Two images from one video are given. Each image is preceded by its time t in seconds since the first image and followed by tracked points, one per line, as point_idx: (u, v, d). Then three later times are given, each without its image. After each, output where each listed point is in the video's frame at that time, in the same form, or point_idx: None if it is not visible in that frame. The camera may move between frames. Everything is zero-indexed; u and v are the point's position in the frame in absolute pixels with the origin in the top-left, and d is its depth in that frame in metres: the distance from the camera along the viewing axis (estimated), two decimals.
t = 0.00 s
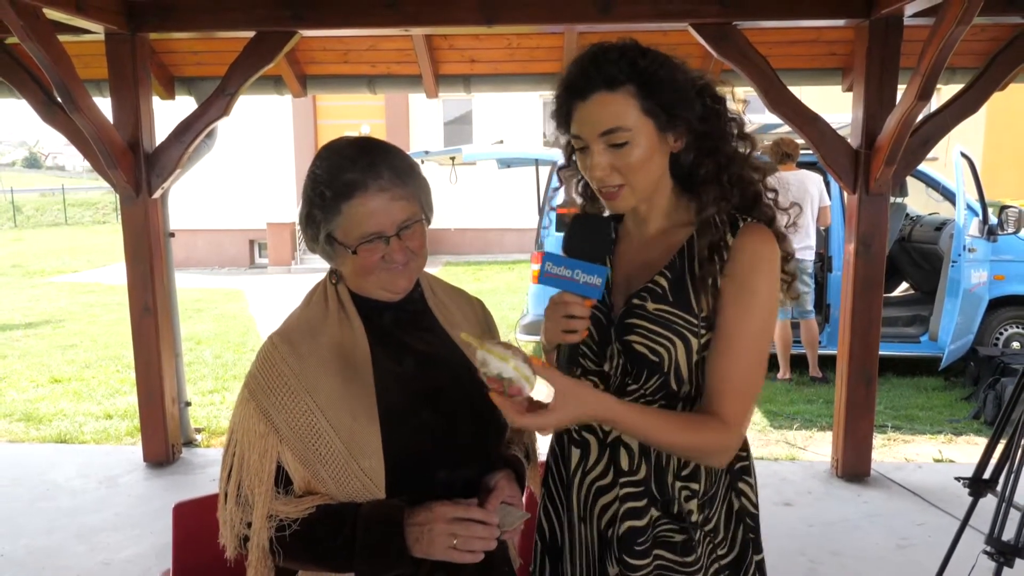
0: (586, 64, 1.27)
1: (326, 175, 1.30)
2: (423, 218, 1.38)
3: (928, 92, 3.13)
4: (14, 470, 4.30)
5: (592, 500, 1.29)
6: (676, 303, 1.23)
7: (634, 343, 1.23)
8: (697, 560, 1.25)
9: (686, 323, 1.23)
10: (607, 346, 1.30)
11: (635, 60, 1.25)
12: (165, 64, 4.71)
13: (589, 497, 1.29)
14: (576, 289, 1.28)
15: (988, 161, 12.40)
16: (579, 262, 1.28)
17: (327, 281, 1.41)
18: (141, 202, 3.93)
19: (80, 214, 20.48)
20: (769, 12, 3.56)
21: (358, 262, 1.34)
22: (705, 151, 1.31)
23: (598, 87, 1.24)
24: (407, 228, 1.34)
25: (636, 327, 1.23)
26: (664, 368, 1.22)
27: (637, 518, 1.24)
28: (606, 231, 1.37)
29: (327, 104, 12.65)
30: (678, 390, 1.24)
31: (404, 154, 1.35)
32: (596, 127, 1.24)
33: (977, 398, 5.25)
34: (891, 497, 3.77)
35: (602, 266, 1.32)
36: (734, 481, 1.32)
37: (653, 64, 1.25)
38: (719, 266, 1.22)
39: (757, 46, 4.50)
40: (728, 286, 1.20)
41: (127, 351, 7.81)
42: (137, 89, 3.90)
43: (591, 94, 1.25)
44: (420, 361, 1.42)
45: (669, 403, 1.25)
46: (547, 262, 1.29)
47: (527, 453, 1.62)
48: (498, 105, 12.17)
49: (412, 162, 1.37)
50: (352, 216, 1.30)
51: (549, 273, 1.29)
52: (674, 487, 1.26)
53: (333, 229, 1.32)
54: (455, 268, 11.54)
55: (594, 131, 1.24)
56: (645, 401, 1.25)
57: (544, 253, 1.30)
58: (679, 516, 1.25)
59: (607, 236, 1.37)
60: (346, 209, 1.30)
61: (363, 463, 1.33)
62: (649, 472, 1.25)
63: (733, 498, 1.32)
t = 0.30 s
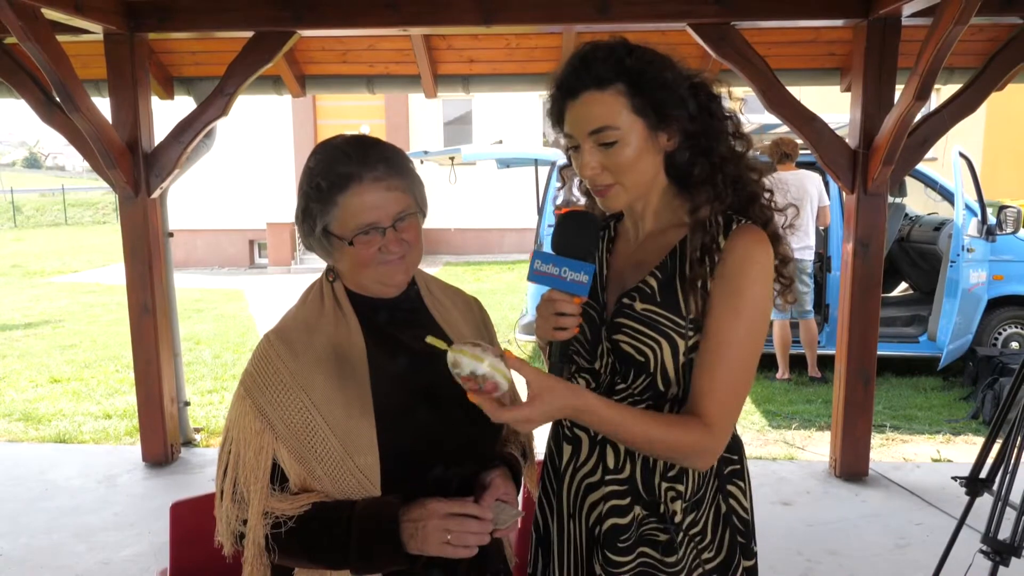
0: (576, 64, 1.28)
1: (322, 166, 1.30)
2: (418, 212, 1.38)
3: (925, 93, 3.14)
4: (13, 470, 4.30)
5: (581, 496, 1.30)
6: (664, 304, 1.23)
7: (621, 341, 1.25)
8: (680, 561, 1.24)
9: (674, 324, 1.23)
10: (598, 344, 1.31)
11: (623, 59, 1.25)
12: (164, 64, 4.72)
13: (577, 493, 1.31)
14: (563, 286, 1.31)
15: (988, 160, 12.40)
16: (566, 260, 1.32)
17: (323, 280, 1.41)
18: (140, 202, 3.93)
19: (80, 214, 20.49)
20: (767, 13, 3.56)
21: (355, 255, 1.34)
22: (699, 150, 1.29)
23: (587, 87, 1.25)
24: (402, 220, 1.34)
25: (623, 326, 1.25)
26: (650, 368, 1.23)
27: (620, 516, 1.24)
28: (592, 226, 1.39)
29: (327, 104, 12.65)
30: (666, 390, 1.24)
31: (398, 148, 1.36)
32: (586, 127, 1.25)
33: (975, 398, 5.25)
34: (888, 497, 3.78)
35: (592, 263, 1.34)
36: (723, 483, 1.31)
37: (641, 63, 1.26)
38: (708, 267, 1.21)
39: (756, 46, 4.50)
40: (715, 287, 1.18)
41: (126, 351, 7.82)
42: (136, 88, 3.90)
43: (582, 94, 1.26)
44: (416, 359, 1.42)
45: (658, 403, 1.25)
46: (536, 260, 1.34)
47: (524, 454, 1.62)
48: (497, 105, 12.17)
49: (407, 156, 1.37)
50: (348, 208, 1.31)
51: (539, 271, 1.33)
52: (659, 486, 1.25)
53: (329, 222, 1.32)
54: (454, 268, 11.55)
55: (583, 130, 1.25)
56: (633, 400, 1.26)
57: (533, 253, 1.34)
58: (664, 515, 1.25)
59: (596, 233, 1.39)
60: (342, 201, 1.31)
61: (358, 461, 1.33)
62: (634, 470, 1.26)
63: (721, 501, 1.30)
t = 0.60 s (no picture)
0: (579, 61, 1.27)
1: (322, 164, 1.30)
2: (418, 209, 1.38)
3: (925, 92, 3.14)
4: (13, 470, 4.30)
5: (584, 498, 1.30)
6: (668, 307, 1.23)
7: (626, 345, 1.24)
8: (683, 561, 1.24)
9: (679, 327, 1.22)
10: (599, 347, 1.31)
11: (628, 58, 1.25)
12: (164, 64, 4.71)
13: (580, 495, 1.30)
14: (564, 292, 1.32)
15: (988, 160, 12.41)
16: (565, 265, 1.33)
17: (325, 278, 1.42)
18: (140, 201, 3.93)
19: (80, 214, 20.50)
20: (767, 13, 3.56)
21: (355, 252, 1.34)
22: (699, 152, 1.30)
23: (590, 84, 1.25)
24: (402, 217, 1.34)
25: (627, 330, 1.24)
26: (655, 370, 1.22)
27: (624, 517, 1.24)
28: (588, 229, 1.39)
29: (327, 104, 12.65)
30: (669, 392, 1.22)
31: (398, 147, 1.36)
32: (587, 126, 1.25)
33: (976, 398, 5.25)
34: (889, 497, 3.78)
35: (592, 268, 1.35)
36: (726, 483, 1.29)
37: (646, 62, 1.25)
38: (713, 271, 1.20)
39: (756, 45, 4.50)
40: (728, 292, 1.18)
41: (126, 351, 7.82)
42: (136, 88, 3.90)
43: (583, 92, 1.25)
44: (417, 358, 1.42)
45: (662, 406, 1.23)
46: (535, 266, 1.35)
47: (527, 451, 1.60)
48: (498, 105, 12.17)
49: (407, 153, 1.37)
50: (348, 205, 1.31)
51: (537, 277, 1.35)
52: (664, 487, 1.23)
53: (329, 220, 1.32)
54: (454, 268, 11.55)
55: (584, 129, 1.25)
56: (635, 403, 1.25)
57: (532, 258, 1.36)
58: (669, 516, 1.24)
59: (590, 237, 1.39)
60: (342, 198, 1.31)
61: (359, 459, 1.33)
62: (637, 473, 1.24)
63: (725, 500, 1.29)
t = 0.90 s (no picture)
0: (587, 63, 1.25)
1: (331, 165, 1.30)
2: (425, 213, 1.38)
3: (927, 93, 3.13)
4: (12, 470, 4.29)
5: (589, 502, 1.27)
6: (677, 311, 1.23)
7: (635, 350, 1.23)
8: (690, 560, 1.23)
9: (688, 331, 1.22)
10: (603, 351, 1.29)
11: (639, 62, 1.24)
12: (164, 63, 4.71)
13: (585, 499, 1.28)
14: (572, 298, 1.28)
15: (988, 161, 12.41)
16: (572, 270, 1.28)
17: (328, 280, 1.41)
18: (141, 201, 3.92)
19: (80, 214, 20.50)
20: (768, 12, 3.55)
21: (361, 255, 1.33)
22: (705, 156, 1.30)
23: (599, 88, 1.23)
24: (409, 221, 1.34)
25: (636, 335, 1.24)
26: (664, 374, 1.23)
27: (632, 521, 1.22)
28: (593, 230, 1.38)
29: (327, 104, 12.65)
30: (676, 394, 1.24)
31: (405, 149, 1.36)
32: (596, 131, 1.23)
33: (976, 398, 5.25)
34: (889, 497, 3.77)
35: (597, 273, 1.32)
36: (734, 482, 1.28)
37: (658, 67, 1.25)
38: (720, 275, 1.20)
39: (756, 45, 4.50)
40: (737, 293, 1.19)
41: (126, 351, 7.81)
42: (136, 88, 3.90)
43: (592, 95, 1.23)
44: (421, 359, 1.41)
45: (668, 408, 1.25)
46: (540, 271, 1.29)
47: (528, 452, 1.62)
48: (498, 105, 12.18)
49: (414, 156, 1.37)
50: (356, 208, 1.30)
51: (542, 283, 1.29)
52: (671, 487, 1.23)
53: (336, 222, 1.32)
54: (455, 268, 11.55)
55: (593, 134, 1.23)
56: (643, 406, 1.25)
57: (537, 262, 1.29)
58: (677, 517, 1.23)
59: (597, 240, 1.37)
60: (350, 201, 1.30)
61: (362, 460, 1.33)
62: (646, 475, 1.23)
63: (733, 499, 1.28)
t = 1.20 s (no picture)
0: (590, 64, 1.25)
1: (332, 165, 1.30)
2: (425, 212, 1.37)
3: (927, 93, 3.13)
4: (12, 470, 4.29)
5: (593, 505, 1.26)
6: (683, 313, 1.23)
7: (640, 353, 1.23)
8: (695, 562, 1.23)
9: (695, 334, 1.22)
10: (607, 353, 1.27)
11: (644, 64, 1.24)
12: (164, 63, 4.71)
13: (589, 501, 1.27)
14: (576, 301, 1.27)
15: (988, 161, 12.40)
16: (576, 273, 1.28)
17: (328, 280, 1.41)
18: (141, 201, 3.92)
19: (80, 214, 20.51)
20: (768, 12, 3.55)
21: (362, 254, 1.33)
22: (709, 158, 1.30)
23: (603, 90, 1.22)
24: (410, 220, 1.34)
25: (642, 338, 1.23)
26: (670, 377, 1.23)
27: (638, 523, 1.22)
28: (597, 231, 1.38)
29: (327, 104, 12.65)
30: (681, 396, 1.24)
31: (405, 148, 1.36)
32: (600, 133, 1.23)
33: (977, 398, 5.25)
34: (890, 497, 3.77)
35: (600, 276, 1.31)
36: (736, 482, 1.30)
37: (662, 69, 1.25)
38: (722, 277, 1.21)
39: (756, 45, 4.50)
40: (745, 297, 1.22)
41: (127, 351, 7.81)
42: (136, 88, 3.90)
43: (596, 97, 1.23)
44: (421, 359, 1.41)
45: (673, 411, 1.24)
46: (543, 274, 1.30)
47: (527, 454, 1.63)
48: (498, 105, 12.18)
49: (414, 154, 1.36)
50: (356, 207, 1.30)
51: (545, 285, 1.30)
52: (676, 490, 1.23)
53: (337, 222, 1.31)
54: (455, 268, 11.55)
55: (597, 137, 1.23)
56: (647, 408, 1.23)
57: (540, 265, 1.31)
58: (681, 518, 1.23)
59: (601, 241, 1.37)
60: (351, 200, 1.30)
61: (363, 463, 1.32)
62: (651, 478, 1.23)
63: (735, 498, 1.29)
